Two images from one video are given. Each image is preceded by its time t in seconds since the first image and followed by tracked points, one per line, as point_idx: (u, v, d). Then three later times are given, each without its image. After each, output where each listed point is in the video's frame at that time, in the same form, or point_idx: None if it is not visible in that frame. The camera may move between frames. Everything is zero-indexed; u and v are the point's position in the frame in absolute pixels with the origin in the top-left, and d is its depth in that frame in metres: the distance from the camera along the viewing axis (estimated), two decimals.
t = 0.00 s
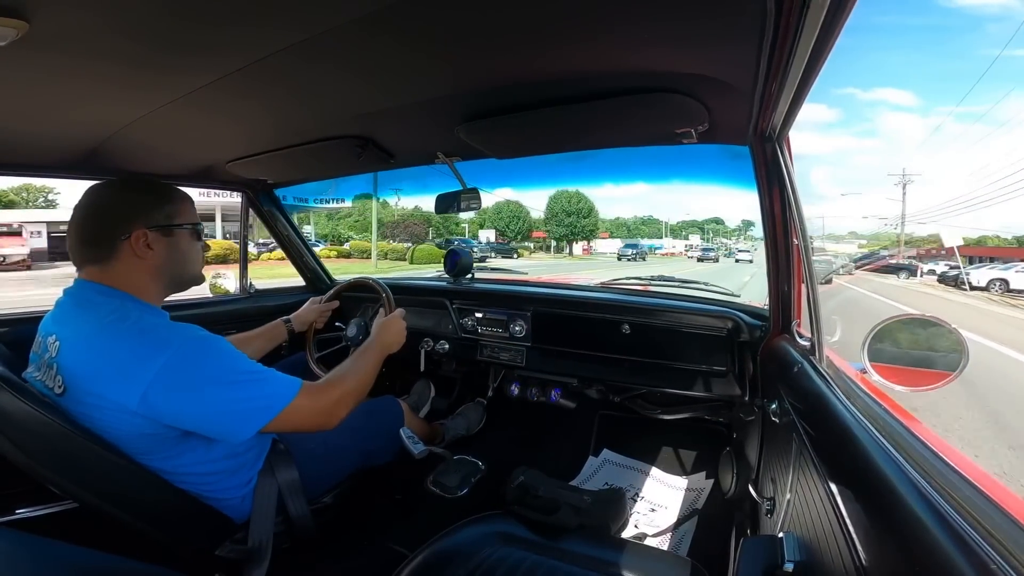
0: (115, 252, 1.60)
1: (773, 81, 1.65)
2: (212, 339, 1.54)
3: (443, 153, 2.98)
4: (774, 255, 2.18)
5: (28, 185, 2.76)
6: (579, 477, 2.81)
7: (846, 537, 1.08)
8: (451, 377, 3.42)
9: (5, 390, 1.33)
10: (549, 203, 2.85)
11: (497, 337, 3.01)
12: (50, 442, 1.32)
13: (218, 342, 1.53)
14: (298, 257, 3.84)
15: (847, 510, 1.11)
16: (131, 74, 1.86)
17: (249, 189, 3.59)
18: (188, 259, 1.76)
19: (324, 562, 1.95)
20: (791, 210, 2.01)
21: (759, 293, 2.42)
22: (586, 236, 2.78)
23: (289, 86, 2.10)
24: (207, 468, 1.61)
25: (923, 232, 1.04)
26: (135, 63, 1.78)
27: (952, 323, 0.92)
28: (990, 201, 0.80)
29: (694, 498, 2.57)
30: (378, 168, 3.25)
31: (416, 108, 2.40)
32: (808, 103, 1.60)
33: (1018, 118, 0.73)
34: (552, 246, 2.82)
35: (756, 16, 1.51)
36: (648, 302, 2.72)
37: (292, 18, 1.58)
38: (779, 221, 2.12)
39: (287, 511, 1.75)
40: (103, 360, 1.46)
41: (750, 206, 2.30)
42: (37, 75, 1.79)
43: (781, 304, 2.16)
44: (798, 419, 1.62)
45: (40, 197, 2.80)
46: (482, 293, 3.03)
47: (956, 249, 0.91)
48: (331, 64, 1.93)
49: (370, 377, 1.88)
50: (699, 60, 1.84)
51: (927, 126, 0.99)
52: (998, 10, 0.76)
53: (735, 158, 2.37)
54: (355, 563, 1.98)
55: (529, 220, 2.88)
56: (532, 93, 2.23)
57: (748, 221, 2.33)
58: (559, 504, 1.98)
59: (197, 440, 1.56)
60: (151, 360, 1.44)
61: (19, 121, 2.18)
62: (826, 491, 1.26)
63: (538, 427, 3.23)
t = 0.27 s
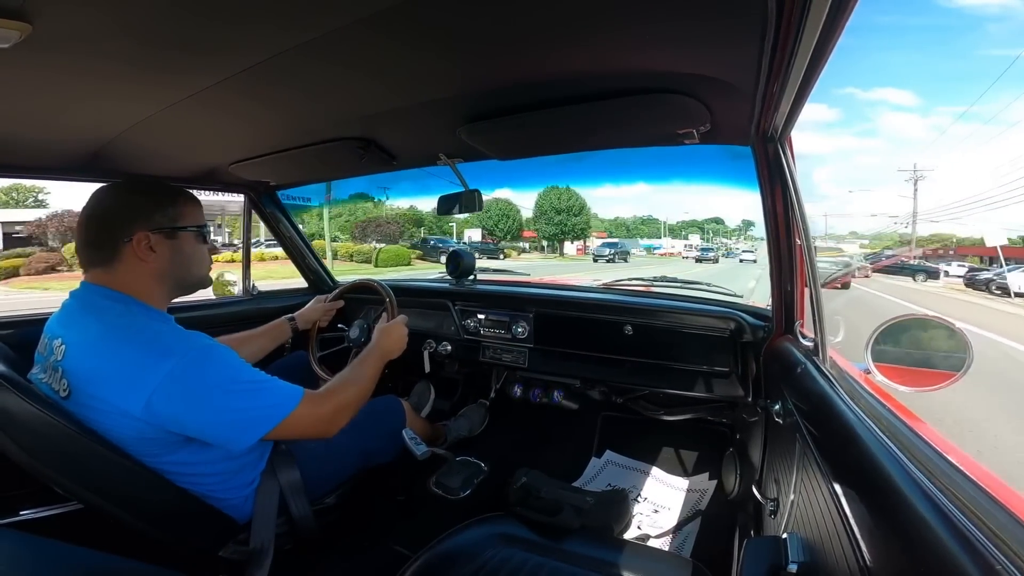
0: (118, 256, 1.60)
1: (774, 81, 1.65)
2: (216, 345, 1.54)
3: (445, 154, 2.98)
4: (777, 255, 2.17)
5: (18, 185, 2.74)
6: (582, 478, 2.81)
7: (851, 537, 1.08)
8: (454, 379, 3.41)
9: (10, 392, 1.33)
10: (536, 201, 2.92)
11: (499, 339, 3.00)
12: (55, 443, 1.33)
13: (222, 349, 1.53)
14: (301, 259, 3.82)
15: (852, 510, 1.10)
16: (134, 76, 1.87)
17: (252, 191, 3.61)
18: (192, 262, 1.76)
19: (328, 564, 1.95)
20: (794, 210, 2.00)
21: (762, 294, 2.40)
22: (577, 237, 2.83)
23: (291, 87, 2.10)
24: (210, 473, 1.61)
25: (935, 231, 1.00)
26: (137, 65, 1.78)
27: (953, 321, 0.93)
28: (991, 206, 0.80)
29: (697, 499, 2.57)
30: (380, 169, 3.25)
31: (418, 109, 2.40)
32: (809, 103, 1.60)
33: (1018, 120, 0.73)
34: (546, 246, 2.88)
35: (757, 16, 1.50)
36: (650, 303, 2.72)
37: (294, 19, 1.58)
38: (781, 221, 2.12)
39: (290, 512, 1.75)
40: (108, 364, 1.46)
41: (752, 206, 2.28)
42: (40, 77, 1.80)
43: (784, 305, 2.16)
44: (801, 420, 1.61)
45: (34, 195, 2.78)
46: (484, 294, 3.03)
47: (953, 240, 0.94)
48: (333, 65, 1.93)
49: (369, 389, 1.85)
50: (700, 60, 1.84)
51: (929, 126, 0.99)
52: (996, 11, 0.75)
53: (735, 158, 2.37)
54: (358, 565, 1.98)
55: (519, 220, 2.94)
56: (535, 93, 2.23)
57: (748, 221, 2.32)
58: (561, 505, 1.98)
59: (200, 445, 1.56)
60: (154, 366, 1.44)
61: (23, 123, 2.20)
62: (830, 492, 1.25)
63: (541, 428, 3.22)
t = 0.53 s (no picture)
0: (120, 256, 1.61)
1: (777, 80, 1.65)
2: (219, 346, 1.54)
3: (448, 155, 2.98)
4: (781, 255, 2.16)
5: (6, 185, 2.70)
6: (585, 478, 2.80)
7: (856, 538, 1.07)
8: (457, 379, 3.41)
9: (16, 393, 1.34)
10: (524, 199, 2.97)
11: (502, 339, 3.00)
12: (60, 443, 1.33)
13: (225, 350, 1.54)
14: (304, 259, 3.81)
15: (857, 511, 1.09)
16: (138, 77, 1.87)
17: (256, 191, 3.61)
18: (195, 262, 1.76)
19: (331, 564, 1.95)
20: (798, 210, 1.99)
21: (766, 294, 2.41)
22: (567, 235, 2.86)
23: (294, 88, 2.11)
24: (213, 473, 1.61)
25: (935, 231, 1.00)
26: (141, 66, 1.79)
27: (958, 319, 0.92)
28: (992, 210, 0.80)
29: (701, 499, 2.56)
30: (384, 170, 3.26)
31: (421, 109, 2.40)
32: (813, 104, 1.60)
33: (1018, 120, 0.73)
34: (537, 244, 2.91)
35: (759, 15, 1.50)
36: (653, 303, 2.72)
37: (297, 20, 1.58)
38: (785, 221, 2.11)
39: (294, 512, 1.75)
40: (111, 364, 1.47)
41: (754, 206, 2.29)
42: (45, 78, 1.81)
43: (789, 305, 2.15)
44: (806, 420, 1.61)
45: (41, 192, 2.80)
46: (487, 294, 3.04)
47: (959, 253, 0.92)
48: (335, 66, 1.93)
49: (370, 389, 1.84)
50: (704, 59, 1.83)
51: (928, 125, 0.99)
52: (998, 9, 0.75)
53: (736, 158, 2.38)
54: (362, 565, 1.98)
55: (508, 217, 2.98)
56: (538, 93, 2.23)
57: (749, 221, 2.34)
58: (565, 505, 1.98)
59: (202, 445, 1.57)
60: (157, 368, 1.45)
61: (28, 125, 2.21)
62: (835, 492, 1.24)
63: (544, 428, 3.22)
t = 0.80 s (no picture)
0: (123, 257, 1.62)
1: (780, 79, 1.64)
2: (222, 348, 1.55)
3: (451, 156, 2.99)
4: (784, 255, 2.15)
5: None
6: (588, 479, 2.80)
7: (861, 540, 1.06)
8: (460, 380, 3.41)
9: (21, 393, 1.34)
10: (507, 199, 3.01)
11: (505, 340, 3.00)
12: (64, 443, 1.34)
13: (228, 352, 1.54)
14: (307, 259, 3.84)
15: (862, 513, 1.08)
16: (142, 78, 1.88)
17: (260, 192, 3.62)
18: (197, 263, 1.77)
19: (334, 564, 1.95)
20: (801, 210, 1.99)
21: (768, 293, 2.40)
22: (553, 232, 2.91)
23: (297, 89, 2.11)
24: (217, 474, 1.61)
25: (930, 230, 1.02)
26: (145, 67, 1.80)
27: (965, 321, 0.91)
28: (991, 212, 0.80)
29: (705, 500, 2.55)
30: (387, 171, 3.26)
31: (424, 110, 2.41)
32: (817, 104, 1.59)
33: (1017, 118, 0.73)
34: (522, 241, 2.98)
35: (761, 15, 1.50)
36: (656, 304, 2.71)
37: (299, 21, 1.59)
38: (789, 221, 2.10)
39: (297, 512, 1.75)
40: (116, 366, 1.48)
41: (755, 205, 2.30)
42: (50, 79, 1.81)
43: (792, 305, 2.14)
44: (810, 421, 1.60)
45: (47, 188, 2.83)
46: (490, 295, 3.04)
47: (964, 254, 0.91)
48: (338, 67, 1.93)
49: (370, 391, 1.83)
50: (707, 59, 1.83)
51: (928, 126, 0.99)
52: (997, 9, 0.75)
53: (736, 158, 2.38)
54: (365, 565, 1.99)
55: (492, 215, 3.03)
56: (541, 94, 2.23)
57: (748, 221, 2.35)
58: (567, 506, 1.98)
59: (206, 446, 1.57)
60: (161, 369, 1.46)
61: (33, 126, 2.22)
62: (839, 494, 1.24)
63: (547, 429, 3.22)
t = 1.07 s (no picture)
0: (119, 257, 1.62)
1: (783, 79, 1.64)
2: (222, 349, 1.55)
3: (454, 155, 2.99)
4: (788, 255, 2.15)
5: None
6: (591, 479, 2.80)
7: (865, 540, 1.06)
8: (463, 379, 3.41)
9: (25, 394, 1.35)
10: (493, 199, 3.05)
11: (508, 340, 3.00)
12: (68, 443, 1.34)
13: (227, 353, 1.54)
14: (311, 258, 3.85)
15: (866, 513, 1.08)
16: (145, 78, 1.89)
17: (263, 192, 3.63)
18: (194, 263, 1.77)
19: (337, 563, 1.95)
20: (805, 209, 1.98)
21: (772, 294, 2.39)
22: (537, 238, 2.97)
23: (300, 89, 2.11)
24: (217, 474, 1.62)
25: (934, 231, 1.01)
26: (149, 68, 1.80)
27: (968, 319, 0.91)
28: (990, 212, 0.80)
29: (708, 501, 2.54)
30: (390, 170, 3.26)
31: (427, 110, 2.41)
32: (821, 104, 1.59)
33: (1013, 117, 0.74)
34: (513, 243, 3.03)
35: (763, 14, 1.49)
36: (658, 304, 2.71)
37: (300, 21, 1.59)
38: (793, 221, 2.09)
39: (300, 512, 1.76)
40: (116, 367, 1.48)
41: (758, 205, 2.30)
42: (55, 80, 1.82)
43: (796, 306, 2.13)
44: (813, 421, 1.59)
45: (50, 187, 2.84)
46: (492, 294, 3.04)
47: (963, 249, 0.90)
48: (341, 67, 1.93)
49: (370, 393, 1.83)
50: (710, 58, 1.82)
51: (927, 125, 0.99)
52: (997, 9, 0.75)
53: (735, 156, 2.37)
54: (367, 565, 1.99)
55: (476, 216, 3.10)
56: (544, 93, 2.22)
57: (747, 220, 2.38)
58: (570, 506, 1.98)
59: (206, 447, 1.57)
60: (160, 371, 1.46)
61: (38, 127, 2.23)
62: (843, 495, 1.23)
63: (550, 428, 3.22)
